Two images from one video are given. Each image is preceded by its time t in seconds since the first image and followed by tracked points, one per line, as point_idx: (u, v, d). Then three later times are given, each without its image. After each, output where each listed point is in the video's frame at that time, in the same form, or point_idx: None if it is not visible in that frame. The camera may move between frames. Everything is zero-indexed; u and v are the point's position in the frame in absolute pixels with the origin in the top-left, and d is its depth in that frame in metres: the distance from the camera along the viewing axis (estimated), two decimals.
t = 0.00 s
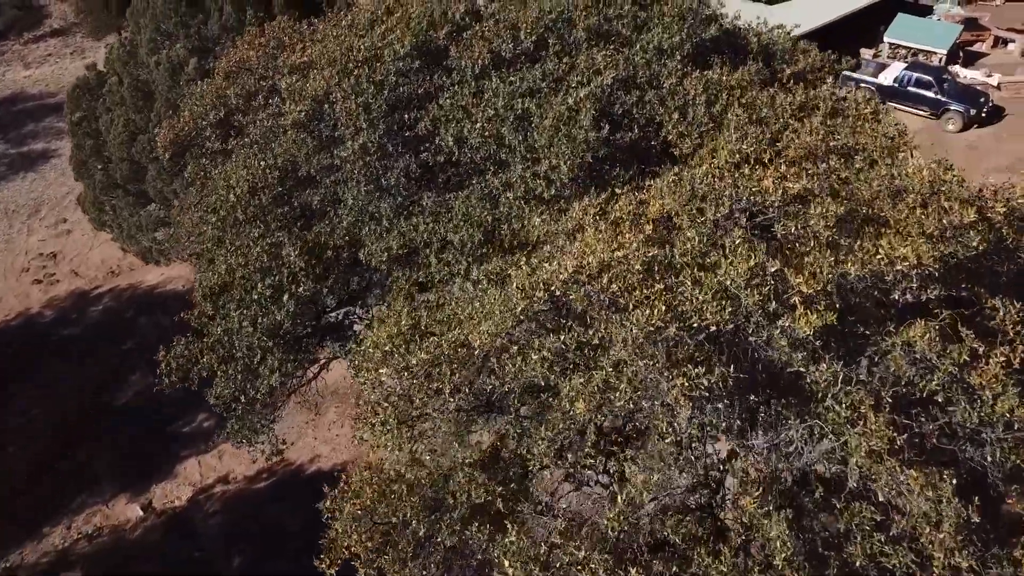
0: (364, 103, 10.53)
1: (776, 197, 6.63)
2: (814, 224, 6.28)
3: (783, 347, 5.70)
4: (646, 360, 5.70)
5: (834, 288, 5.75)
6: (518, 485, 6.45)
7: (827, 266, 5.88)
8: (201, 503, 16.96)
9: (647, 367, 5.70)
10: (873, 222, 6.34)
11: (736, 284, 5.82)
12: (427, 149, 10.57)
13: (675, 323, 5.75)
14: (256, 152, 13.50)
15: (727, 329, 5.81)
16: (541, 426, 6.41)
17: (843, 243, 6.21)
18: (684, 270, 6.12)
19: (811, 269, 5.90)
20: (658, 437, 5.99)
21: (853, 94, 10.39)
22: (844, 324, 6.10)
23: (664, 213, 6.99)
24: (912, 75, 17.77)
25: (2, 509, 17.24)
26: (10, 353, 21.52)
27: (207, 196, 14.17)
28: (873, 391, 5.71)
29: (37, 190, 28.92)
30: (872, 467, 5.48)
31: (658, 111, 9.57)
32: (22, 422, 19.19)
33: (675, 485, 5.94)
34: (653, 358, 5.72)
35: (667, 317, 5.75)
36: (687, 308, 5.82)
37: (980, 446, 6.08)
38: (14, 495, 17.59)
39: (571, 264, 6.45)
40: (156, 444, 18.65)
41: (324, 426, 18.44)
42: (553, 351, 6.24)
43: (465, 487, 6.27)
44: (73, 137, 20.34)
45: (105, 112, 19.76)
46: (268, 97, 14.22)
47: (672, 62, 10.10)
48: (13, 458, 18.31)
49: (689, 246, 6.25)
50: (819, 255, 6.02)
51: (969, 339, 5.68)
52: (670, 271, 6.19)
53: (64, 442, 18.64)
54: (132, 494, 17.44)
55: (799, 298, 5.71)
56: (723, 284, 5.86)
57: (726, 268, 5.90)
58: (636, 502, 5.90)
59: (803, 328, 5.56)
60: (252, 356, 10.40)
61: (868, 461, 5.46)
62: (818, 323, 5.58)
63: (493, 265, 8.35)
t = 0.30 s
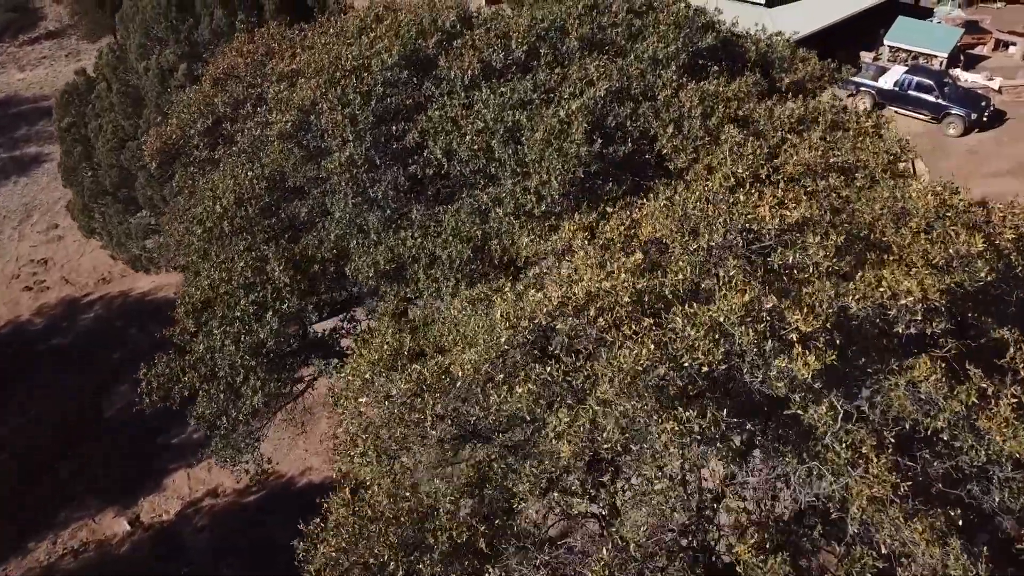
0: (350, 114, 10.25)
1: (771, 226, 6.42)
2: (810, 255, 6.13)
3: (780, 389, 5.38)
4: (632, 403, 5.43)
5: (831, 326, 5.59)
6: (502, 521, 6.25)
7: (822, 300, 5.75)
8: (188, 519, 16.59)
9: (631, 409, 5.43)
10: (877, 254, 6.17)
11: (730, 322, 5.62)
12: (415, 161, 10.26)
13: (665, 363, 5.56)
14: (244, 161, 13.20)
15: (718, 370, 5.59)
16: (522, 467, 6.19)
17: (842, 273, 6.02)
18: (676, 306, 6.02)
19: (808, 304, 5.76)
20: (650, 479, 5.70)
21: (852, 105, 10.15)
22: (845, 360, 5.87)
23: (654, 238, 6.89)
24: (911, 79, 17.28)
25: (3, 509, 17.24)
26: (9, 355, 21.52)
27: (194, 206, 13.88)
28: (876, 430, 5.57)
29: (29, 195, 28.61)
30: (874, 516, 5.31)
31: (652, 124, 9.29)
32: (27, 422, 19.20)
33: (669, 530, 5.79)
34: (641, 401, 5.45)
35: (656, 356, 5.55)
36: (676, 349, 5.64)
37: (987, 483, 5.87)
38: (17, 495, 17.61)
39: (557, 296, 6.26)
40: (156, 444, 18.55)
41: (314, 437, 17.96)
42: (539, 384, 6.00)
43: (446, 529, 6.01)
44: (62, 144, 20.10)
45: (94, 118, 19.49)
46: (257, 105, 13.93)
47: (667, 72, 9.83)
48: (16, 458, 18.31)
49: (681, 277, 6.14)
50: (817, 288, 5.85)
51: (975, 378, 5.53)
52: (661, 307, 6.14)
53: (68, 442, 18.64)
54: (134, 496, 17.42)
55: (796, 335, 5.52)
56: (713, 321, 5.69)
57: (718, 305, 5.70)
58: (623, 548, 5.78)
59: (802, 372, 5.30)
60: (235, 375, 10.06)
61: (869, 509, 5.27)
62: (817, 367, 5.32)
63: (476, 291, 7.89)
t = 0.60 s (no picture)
0: (314, 128, 9.89)
1: (744, 255, 6.12)
2: (785, 282, 5.88)
3: (755, 433, 5.21)
4: (599, 450, 5.24)
5: (808, 364, 5.38)
6: (468, 563, 6.16)
7: (796, 334, 5.54)
8: (158, 540, 16.11)
9: (597, 457, 5.25)
10: (856, 280, 6.03)
11: (702, 361, 5.37)
12: (382, 176, 9.90)
13: (632, 407, 5.32)
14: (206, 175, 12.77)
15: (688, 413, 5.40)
16: (490, 507, 6.02)
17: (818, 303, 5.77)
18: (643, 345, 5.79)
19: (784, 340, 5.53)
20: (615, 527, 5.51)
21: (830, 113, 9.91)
22: (824, 396, 5.74)
23: (621, 265, 6.65)
24: (887, 78, 17.06)
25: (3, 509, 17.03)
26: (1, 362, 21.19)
27: (156, 221, 13.41)
28: (858, 468, 5.48)
29: None
30: (859, 565, 5.08)
31: (624, 136, 9.01)
32: (26, 424, 18.97)
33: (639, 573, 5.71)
34: (608, 448, 5.28)
35: (624, 400, 5.32)
36: (645, 392, 5.41)
37: (976, 521, 5.67)
38: (15, 495, 17.39)
39: (521, 330, 5.95)
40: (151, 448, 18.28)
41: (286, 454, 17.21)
42: (505, 422, 5.68)
43: None
44: (23, 156, 19.60)
45: (58, 129, 18.98)
46: (221, 116, 13.50)
47: (640, 82, 9.56)
48: (15, 459, 18.12)
49: (651, 310, 5.90)
50: (795, 321, 5.59)
51: (961, 415, 5.32)
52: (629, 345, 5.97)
53: (66, 442, 18.35)
54: (129, 500, 17.15)
55: (772, 374, 5.27)
56: (684, 360, 5.46)
57: (689, 343, 5.44)
58: None
59: (778, 416, 5.07)
60: (196, 402, 9.66)
61: (850, 557, 5.03)
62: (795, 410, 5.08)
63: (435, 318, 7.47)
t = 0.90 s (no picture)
0: (288, 140, 9.61)
1: (726, 284, 5.89)
2: (770, 309, 5.69)
3: (741, 473, 5.10)
4: (574, 494, 5.24)
5: (794, 402, 5.20)
6: None
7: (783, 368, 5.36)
8: (136, 557, 15.18)
9: (570, 501, 5.26)
10: (843, 304, 5.93)
11: (681, 399, 5.16)
12: (358, 188, 9.61)
13: (608, 449, 5.26)
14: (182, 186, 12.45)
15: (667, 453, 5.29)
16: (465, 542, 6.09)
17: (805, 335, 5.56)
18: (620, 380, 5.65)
19: (768, 377, 5.39)
20: (580, 565, 5.54)
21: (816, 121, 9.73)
22: (812, 427, 5.71)
23: (601, 291, 6.45)
24: (875, 79, 16.79)
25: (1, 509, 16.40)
26: None
27: (131, 233, 13.07)
28: (848, 505, 5.38)
29: None
30: None
31: (607, 148, 8.79)
32: (26, 423, 18.56)
33: None
34: (582, 492, 5.29)
35: (600, 443, 5.23)
36: (621, 431, 5.31)
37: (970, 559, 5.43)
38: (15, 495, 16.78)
39: (494, 361, 5.74)
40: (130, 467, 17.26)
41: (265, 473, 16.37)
42: (478, 458, 5.61)
43: None
44: None
45: (33, 137, 18.63)
46: (197, 125, 13.18)
47: (622, 91, 9.34)
48: (16, 459, 17.56)
49: (629, 340, 5.74)
50: (779, 354, 5.41)
51: (957, 452, 5.15)
52: (605, 376, 5.84)
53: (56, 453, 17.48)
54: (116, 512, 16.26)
55: (756, 412, 5.08)
56: (663, 399, 5.29)
57: (668, 380, 5.24)
58: None
59: (763, 459, 4.89)
60: (168, 423, 9.32)
61: None
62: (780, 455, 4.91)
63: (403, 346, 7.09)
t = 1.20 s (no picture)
0: (274, 150, 9.40)
1: (717, 314, 5.75)
2: (764, 342, 5.55)
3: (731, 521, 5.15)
4: (553, 540, 5.07)
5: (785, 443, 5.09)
6: None
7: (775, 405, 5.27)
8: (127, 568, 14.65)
9: (549, 547, 5.08)
10: (842, 331, 5.74)
11: (668, 440, 5.08)
12: (346, 198, 9.37)
13: (590, 492, 5.10)
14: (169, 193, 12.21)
15: (653, 495, 5.23)
16: None
17: (799, 369, 5.44)
18: (603, 417, 5.56)
19: (760, 414, 5.30)
20: None
21: (815, 130, 9.51)
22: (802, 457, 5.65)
23: (589, 319, 6.29)
24: (876, 83, 16.70)
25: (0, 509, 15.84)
26: None
27: (118, 241, 12.83)
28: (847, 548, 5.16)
29: None
30: None
31: (599, 160, 8.59)
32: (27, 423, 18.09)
33: None
34: (564, 538, 5.22)
35: (581, 487, 5.08)
36: (603, 474, 5.20)
37: None
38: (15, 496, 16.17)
39: (473, 395, 5.68)
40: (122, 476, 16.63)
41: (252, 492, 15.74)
42: (455, 492, 5.54)
43: None
44: None
45: (24, 141, 18.44)
46: (185, 131, 12.94)
47: (616, 100, 9.13)
48: (15, 459, 16.82)
49: (614, 372, 5.61)
50: (772, 390, 5.33)
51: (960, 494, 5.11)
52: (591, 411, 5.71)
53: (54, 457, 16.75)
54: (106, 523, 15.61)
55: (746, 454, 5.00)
56: (648, 438, 5.22)
57: (653, 420, 5.15)
58: None
59: (752, 507, 4.87)
60: (151, 439, 9.11)
61: None
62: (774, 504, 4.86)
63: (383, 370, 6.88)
